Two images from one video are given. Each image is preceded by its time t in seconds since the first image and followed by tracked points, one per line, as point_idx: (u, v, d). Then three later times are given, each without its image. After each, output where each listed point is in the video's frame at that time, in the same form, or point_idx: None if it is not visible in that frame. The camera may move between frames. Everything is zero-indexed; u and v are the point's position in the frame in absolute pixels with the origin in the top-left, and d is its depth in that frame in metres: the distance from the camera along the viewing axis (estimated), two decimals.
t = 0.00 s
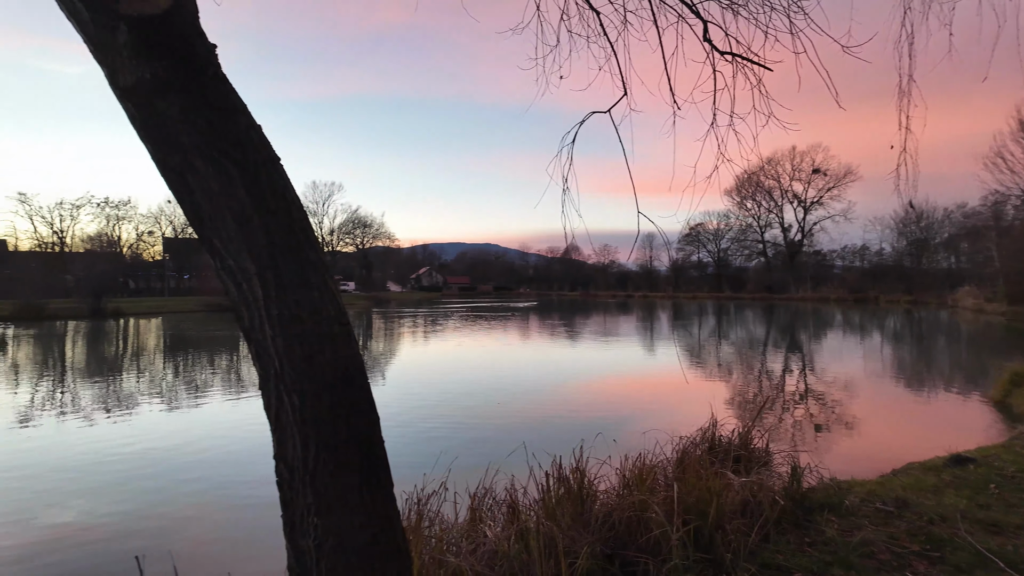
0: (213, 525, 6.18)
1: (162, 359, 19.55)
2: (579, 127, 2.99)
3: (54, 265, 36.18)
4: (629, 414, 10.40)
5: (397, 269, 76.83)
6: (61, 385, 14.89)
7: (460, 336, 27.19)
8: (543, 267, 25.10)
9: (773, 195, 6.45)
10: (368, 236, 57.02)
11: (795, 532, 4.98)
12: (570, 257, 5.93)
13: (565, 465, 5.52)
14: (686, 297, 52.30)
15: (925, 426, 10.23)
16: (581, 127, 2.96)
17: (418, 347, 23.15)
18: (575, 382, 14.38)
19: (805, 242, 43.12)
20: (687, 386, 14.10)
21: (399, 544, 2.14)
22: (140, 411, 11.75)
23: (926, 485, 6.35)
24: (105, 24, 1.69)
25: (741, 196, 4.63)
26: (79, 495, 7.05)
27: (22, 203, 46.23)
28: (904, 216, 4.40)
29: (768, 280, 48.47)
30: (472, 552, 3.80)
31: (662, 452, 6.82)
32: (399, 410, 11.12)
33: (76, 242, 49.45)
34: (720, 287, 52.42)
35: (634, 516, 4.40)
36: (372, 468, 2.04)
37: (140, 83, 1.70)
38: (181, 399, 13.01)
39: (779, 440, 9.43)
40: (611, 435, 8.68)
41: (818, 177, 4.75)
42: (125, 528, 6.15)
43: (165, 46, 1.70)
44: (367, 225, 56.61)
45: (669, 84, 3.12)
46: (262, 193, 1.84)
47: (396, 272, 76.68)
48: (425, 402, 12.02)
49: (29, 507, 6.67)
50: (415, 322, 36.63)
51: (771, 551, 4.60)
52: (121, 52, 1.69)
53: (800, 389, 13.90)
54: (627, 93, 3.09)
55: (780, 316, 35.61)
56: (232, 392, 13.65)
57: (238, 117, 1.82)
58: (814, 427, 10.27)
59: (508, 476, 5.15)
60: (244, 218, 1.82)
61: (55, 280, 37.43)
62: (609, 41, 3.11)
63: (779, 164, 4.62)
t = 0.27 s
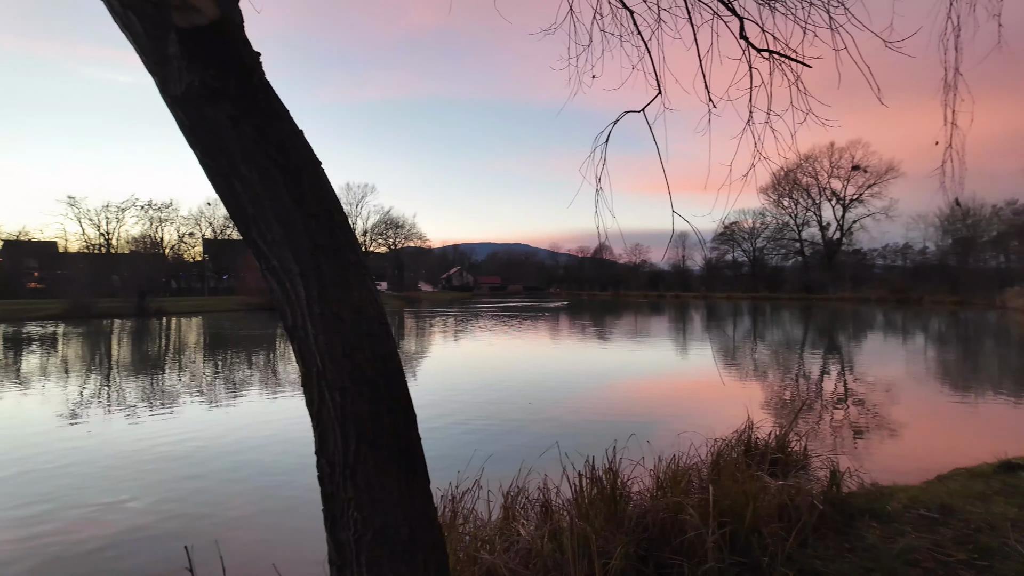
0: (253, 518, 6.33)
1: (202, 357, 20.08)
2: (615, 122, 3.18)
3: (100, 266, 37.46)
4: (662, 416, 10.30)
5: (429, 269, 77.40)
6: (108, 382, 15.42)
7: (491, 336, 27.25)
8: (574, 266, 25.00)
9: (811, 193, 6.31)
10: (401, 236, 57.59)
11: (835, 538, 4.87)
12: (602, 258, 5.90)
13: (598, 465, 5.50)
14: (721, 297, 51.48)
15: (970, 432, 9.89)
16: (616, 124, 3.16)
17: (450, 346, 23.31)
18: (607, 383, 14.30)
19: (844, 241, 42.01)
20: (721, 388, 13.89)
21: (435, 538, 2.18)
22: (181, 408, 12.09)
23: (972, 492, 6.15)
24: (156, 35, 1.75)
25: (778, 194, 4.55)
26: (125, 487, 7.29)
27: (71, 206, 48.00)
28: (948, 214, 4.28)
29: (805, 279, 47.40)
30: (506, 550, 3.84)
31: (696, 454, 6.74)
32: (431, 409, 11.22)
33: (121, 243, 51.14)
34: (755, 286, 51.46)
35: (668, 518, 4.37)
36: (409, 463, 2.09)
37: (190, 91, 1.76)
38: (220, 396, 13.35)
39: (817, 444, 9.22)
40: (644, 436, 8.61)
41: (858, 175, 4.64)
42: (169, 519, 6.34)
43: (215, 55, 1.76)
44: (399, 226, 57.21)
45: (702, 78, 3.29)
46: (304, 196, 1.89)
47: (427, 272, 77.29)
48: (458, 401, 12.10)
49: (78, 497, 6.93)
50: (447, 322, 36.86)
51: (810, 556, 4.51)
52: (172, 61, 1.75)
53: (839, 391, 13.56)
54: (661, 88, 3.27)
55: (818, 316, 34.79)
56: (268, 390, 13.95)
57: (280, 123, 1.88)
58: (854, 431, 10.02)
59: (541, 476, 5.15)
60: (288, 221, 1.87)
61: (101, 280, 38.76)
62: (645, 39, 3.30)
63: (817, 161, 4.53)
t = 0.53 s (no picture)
0: (302, 513, 6.50)
1: (249, 355, 20.69)
2: (656, 124, 3.13)
3: (155, 266, 38.93)
4: (705, 418, 10.15)
5: (468, 268, 77.95)
6: (161, 378, 16.03)
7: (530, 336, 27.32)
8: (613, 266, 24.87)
9: (861, 189, 6.13)
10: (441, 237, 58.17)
11: (887, 545, 4.71)
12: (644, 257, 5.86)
13: (640, 467, 5.47)
14: (765, 297, 50.34)
15: None
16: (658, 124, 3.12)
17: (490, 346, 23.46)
18: (647, 384, 14.17)
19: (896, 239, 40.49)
20: (765, 390, 13.59)
21: (481, 534, 2.22)
22: (230, 404, 12.49)
23: None
24: (217, 46, 1.83)
25: (825, 191, 4.44)
26: (179, 481, 7.56)
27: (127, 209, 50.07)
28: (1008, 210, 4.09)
29: (854, 279, 45.95)
30: (549, 548, 3.86)
31: (741, 457, 6.63)
32: (471, 408, 11.32)
33: (174, 244, 53.07)
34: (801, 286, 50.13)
35: (713, 522, 4.31)
36: (455, 461, 2.13)
37: (247, 99, 1.83)
38: (267, 393, 13.74)
39: (867, 449, 8.92)
40: (687, 438, 8.51)
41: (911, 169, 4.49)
42: (221, 513, 6.55)
43: (270, 63, 1.82)
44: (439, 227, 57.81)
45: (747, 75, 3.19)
46: (355, 198, 1.95)
47: (466, 271, 77.83)
48: (498, 401, 12.17)
49: (136, 490, 7.22)
50: (486, 322, 37.10)
51: (860, 563, 4.37)
52: (231, 72, 1.83)
53: (890, 395, 13.11)
54: (704, 88, 3.19)
55: (868, 317, 33.68)
56: (313, 388, 14.30)
57: (332, 128, 1.94)
58: (907, 437, 9.67)
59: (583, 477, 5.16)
60: (339, 223, 1.94)
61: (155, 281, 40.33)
62: (688, 37, 3.20)
63: (868, 156, 4.39)
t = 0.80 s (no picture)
0: (346, 508, 6.65)
1: (293, 353, 21.21)
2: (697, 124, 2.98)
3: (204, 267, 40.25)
4: (748, 420, 9.95)
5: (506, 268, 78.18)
6: (210, 375, 16.58)
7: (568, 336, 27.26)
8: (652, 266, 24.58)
9: (914, 185, 5.90)
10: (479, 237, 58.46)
11: (942, 555, 4.53)
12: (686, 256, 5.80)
13: (682, 469, 5.41)
14: (810, 297, 48.99)
15: None
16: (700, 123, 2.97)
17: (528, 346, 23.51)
18: (688, 385, 13.97)
19: (950, 236, 38.84)
20: (811, 393, 13.23)
21: (522, 531, 2.24)
22: (275, 400, 12.84)
23: None
24: (269, 54, 1.90)
25: (875, 187, 4.29)
26: (227, 474, 7.81)
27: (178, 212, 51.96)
28: None
29: (905, 278, 44.27)
30: (589, 549, 3.86)
31: (786, 461, 6.48)
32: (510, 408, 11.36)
33: (222, 245, 54.78)
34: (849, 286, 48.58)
35: (757, 526, 4.23)
36: (498, 458, 2.16)
37: (298, 105, 1.89)
38: (310, 390, 14.08)
39: (919, 455, 8.59)
40: (731, 441, 8.37)
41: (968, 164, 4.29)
42: (267, 506, 6.74)
43: (320, 70, 1.88)
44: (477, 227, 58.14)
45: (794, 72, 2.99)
46: (400, 200, 1.99)
47: (504, 272, 78.02)
48: (536, 401, 12.18)
49: (187, 482, 7.50)
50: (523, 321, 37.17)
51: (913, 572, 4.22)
52: (282, 79, 1.89)
53: (945, 400, 12.59)
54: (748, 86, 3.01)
55: (920, 318, 32.42)
56: (355, 385, 14.58)
57: (378, 132, 1.98)
58: (963, 443, 9.28)
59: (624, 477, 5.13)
60: (385, 224, 1.98)
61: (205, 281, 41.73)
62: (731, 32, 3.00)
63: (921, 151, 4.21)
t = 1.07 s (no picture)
0: (377, 505, 6.74)
1: (324, 351, 21.55)
2: (729, 122, 2.91)
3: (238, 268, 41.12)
4: (782, 423, 9.79)
5: (534, 268, 78.16)
6: (244, 373, 16.95)
7: (596, 336, 27.15)
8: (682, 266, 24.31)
9: (954, 181, 5.74)
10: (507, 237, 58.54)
11: (986, 564, 4.37)
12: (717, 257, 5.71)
13: (713, 471, 5.35)
14: (845, 297, 47.88)
15: None
16: (731, 122, 2.90)
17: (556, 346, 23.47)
18: (719, 387, 13.79)
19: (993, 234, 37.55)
20: (846, 395, 12.94)
21: (552, 530, 2.26)
22: (307, 398, 13.07)
23: None
24: (305, 60, 1.94)
25: (913, 184, 4.19)
26: (261, 471, 7.98)
27: (213, 214, 53.18)
28: None
29: (945, 277, 42.97)
30: (619, 550, 3.85)
31: (820, 464, 6.37)
32: (539, 408, 11.37)
33: (255, 247, 55.91)
34: (885, 286, 47.38)
35: (790, 530, 4.16)
36: (527, 457, 2.17)
37: (331, 109, 1.93)
38: (341, 388, 14.29)
39: (960, 460, 8.35)
40: (763, 443, 8.25)
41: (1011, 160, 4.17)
42: (300, 502, 6.87)
43: (353, 74, 1.91)
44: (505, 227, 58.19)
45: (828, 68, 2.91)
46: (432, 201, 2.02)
47: (532, 271, 77.99)
48: (565, 401, 12.15)
49: (223, 478, 7.68)
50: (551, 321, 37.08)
51: None
52: (317, 84, 1.93)
53: (988, 404, 12.19)
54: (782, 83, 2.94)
55: (960, 319, 31.43)
56: (384, 384, 14.75)
57: (409, 134, 2.01)
58: (1008, 448, 8.97)
59: (654, 479, 5.10)
60: (417, 226, 2.01)
61: (238, 281, 42.63)
62: (763, 29, 2.95)
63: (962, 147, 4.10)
